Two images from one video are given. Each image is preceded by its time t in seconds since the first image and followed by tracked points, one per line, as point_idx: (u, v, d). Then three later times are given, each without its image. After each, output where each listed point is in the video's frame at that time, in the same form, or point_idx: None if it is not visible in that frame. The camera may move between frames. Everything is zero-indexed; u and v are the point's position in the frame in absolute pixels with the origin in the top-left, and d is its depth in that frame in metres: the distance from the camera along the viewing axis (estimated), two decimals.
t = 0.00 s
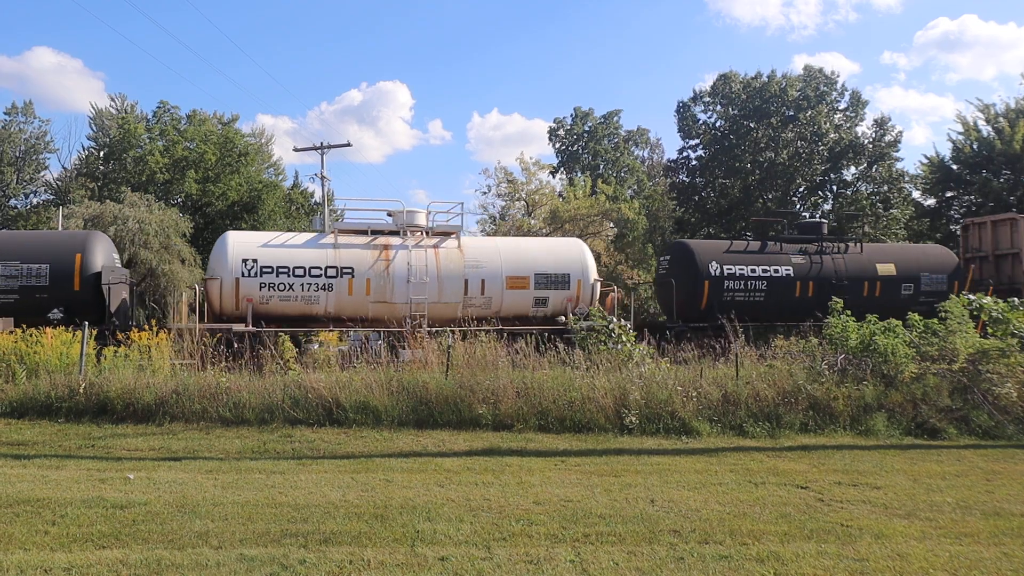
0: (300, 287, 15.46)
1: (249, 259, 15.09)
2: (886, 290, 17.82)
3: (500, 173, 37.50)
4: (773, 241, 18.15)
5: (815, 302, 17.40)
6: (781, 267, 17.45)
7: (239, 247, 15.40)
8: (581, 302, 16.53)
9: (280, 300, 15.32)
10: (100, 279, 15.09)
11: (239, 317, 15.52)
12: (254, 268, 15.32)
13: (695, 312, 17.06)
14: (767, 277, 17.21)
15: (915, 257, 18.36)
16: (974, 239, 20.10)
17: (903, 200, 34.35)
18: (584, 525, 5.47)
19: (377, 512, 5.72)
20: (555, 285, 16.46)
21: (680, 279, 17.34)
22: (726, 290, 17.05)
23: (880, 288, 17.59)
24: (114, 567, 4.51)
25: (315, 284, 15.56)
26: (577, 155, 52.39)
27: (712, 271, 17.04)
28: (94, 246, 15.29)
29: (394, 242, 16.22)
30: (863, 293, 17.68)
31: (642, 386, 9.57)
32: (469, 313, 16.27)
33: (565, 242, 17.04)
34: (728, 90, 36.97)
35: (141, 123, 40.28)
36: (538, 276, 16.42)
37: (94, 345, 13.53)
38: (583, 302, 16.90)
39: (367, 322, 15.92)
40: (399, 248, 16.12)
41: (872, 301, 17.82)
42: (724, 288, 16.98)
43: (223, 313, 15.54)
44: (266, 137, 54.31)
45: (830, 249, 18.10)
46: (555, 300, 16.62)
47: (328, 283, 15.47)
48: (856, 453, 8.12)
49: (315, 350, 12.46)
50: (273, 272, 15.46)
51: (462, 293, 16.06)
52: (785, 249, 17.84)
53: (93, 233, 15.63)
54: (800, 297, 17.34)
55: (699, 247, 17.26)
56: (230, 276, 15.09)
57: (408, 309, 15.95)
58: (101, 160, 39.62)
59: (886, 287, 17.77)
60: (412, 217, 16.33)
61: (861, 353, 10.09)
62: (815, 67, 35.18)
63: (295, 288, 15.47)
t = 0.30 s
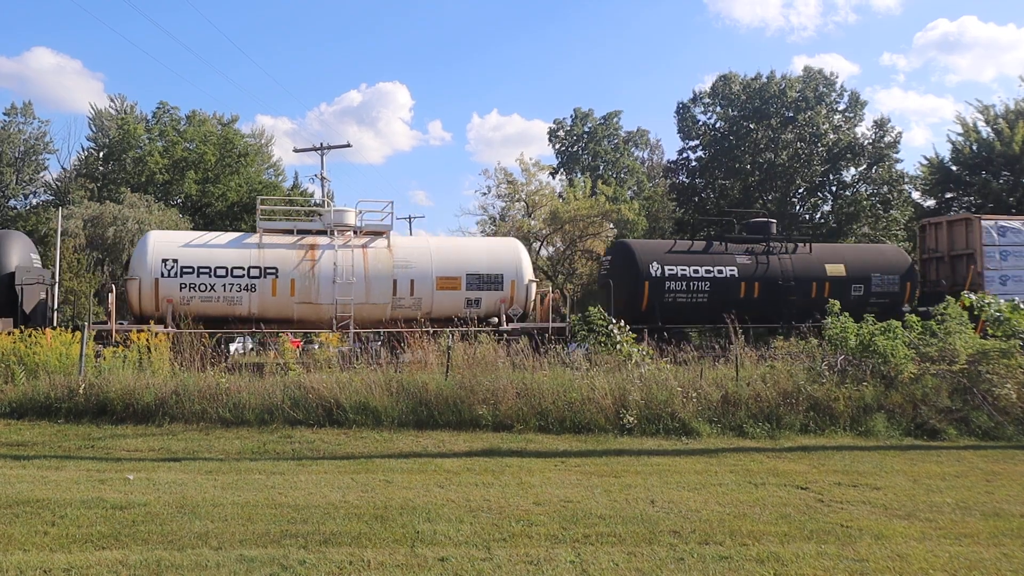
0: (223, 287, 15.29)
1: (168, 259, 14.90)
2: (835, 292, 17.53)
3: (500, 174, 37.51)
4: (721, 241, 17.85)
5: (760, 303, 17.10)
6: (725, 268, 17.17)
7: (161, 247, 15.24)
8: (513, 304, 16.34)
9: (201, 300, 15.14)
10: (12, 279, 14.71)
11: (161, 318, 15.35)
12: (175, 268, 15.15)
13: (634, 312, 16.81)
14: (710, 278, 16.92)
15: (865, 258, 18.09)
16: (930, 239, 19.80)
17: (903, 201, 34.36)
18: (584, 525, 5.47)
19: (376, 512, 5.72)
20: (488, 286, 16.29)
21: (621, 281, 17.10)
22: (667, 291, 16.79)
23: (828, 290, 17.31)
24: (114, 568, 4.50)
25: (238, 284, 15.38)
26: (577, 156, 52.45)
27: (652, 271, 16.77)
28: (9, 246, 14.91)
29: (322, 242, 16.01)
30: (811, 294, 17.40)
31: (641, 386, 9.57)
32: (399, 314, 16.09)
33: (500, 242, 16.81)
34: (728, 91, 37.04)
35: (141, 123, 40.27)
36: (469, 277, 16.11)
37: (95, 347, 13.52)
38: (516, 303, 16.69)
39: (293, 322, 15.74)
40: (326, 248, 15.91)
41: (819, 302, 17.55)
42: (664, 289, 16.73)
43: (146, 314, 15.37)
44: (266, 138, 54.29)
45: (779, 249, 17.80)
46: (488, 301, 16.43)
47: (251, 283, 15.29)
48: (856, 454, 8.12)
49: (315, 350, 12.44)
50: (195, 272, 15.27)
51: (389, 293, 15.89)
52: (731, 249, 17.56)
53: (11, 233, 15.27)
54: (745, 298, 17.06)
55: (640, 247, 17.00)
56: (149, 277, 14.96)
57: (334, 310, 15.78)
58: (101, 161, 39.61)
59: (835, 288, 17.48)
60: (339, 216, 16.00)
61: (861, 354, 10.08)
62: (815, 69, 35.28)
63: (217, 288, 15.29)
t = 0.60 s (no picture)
0: (142, 288, 14.96)
1: (84, 259, 14.62)
2: (783, 293, 17.29)
3: (500, 174, 37.53)
4: (663, 240, 17.52)
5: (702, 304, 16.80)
6: (667, 268, 16.83)
7: (79, 246, 14.93)
8: (444, 304, 16.05)
9: (118, 300, 14.81)
10: None
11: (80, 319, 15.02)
12: (91, 268, 14.81)
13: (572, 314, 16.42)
14: (651, 278, 16.58)
15: (814, 257, 17.90)
16: (886, 239, 19.87)
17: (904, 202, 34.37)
18: (584, 526, 5.46)
19: (376, 513, 5.71)
20: (417, 287, 15.97)
21: (558, 281, 16.70)
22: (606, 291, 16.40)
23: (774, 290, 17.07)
24: (114, 569, 4.50)
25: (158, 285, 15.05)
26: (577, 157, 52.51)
27: (591, 271, 16.39)
28: None
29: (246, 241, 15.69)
30: (757, 295, 17.15)
31: (641, 387, 9.57)
32: (325, 314, 15.76)
33: (433, 241, 16.54)
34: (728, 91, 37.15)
35: (141, 123, 40.29)
36: (398, 277, 15.88)
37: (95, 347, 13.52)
38: (448, 304, 16.39)
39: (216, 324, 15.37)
40: (250, 248, 15.56)
41: (765, 303, 17.29)
42: (604, 289, 16.33)
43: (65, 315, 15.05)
44: (266, 138, 54.32)
45: (723, 249, 17.50)
46: (418, 302, 16.10)
47: (171, 284, 14.95)
48: (857, 455, 8.11)
49: (315, 351, 12.42)
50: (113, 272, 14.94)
51: (315, 294, 15.55)
52: (672, 248, 17.22)
53: None
54: (686, 299, 16.74)
55: (578, 246, 16.64)
56: (65, 277, 14.65)
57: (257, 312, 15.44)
58: (101, 162, 39.63)
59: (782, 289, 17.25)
60: (264, 215, 15.72)
61: (862, 354, 10.07)
62: (815, 70, 35.43)
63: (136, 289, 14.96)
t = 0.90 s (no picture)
0: (57, 289, 14.84)
1: None
2: (727, 293, 17.06)
3: (501, 175, 37.52)
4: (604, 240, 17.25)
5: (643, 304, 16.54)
6: (606, 267, 16.55)
7: None
8: (373, 305, 15.75)
9: (33, 302, 14.70)
10: None
11: None
12: (5, 269, 14.68)
13: (508, 315, 16.10)
14: (588, 278, 16.30)
15: (760, 257, 17.67)
16: (841, 239, 20.26)
17: (904, 202, 34.38)
18: (585, 526, 5.47)
19: (376, 514, 5.71)
20: (344, 287, 15.64)
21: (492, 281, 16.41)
22: (542, 291, 16.11)
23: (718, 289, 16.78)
24: (115, 569, 4.51)
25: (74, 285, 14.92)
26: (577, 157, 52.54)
27: (526, 271, 16.12)
28: None
29: (168, 240, 15.52)
30: (701, 295, 16.89)
31: (641, 387, 9.56)
32: (249, 315, 15.48)
33: (365, 240, 16.24)
34: (728, 91, 37.16)
35: (141, 124, 40.27)
36: (325, 277, 15.58)
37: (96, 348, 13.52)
38: (377, 304, 16.07)
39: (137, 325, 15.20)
40: (171, 247, 15.37)
41: (709, 303, 17.03)
42: (539, 289, 16.04)
43: None
44: (267, 138, 54.32)
45: (666, 249, 17.24)
46: (346, 302, 15.77)
47: (87, 284, 14.81)
48: (857, 455, 8.12)
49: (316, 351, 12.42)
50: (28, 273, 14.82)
51: (238, 294, 15.24)
52: (613, 248, 16.95)
53: None
54: (626, 299, 16.48)
55: (515, 245, 16.34)
56: None
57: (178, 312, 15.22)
58: (101, 163, 39.64)
59: (726, 289, 17.01)
60: (186, 213, 15.58)
61: (863, 354, 10.07)
62: (815, 70, 35.46)
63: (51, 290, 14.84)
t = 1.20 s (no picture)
0: None
1: None
2: (666, 293, 16.70)
3: (500, 175, 37.53)
4: (542, 238, 16.88)
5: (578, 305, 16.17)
6: (541, 267, 16.21)
7: None
8: (296, 304, 15.69)
9: None
10: None
11: None
12: None
13: (438, 316, 15.84)
14: (521, 278, 15.96)
15: (705, 257, 17.30)
16: (793, 237, 19.76)
17: (903, 202, 34.39)
18: (584, 526, 5.47)
19: (377, 514, 5.71)
20: (265, 286, 15.60)
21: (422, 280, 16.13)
22: (471, 291, 15.86)
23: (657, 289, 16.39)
24: (115, 569, 4.50)
25: None
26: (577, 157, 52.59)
27: (456, 271, 15.80)
28: None
29: (87, 240, 15.55)
30: (639, 295, 16.52)
31: (641, 388, 9.56)
32: (169, 314, 15.42)
33: (290, 240, 16.23)
34: (727, 91, 37.12)
35: (141, 124, 40.21)
36: (246, 277, 15.53)
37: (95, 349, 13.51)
38: (301, 305, 16.00)
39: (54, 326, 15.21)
40: (89, 247, 15.39)
41: (649, 304, 16.68)
42: (468, 289, 15.80)
43: None
44: (266, 138, 54.36)
45: (605, 247, 16.89)
46: (269, 302, 15.72)
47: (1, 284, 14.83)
48: (857, 455, 8.12)
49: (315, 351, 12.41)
50: None
51: (156, 294, 15.23)
52: (549, 246, 16.59)
53: None
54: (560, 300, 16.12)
55: (445, 244, 16.05)
56: None
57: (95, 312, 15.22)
58: (100, 163, 39.66)
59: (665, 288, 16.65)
60: (107, 212, 15.64)
61: (862, 354, 10.06)
62: (814, 70, 35.47)
63: None
